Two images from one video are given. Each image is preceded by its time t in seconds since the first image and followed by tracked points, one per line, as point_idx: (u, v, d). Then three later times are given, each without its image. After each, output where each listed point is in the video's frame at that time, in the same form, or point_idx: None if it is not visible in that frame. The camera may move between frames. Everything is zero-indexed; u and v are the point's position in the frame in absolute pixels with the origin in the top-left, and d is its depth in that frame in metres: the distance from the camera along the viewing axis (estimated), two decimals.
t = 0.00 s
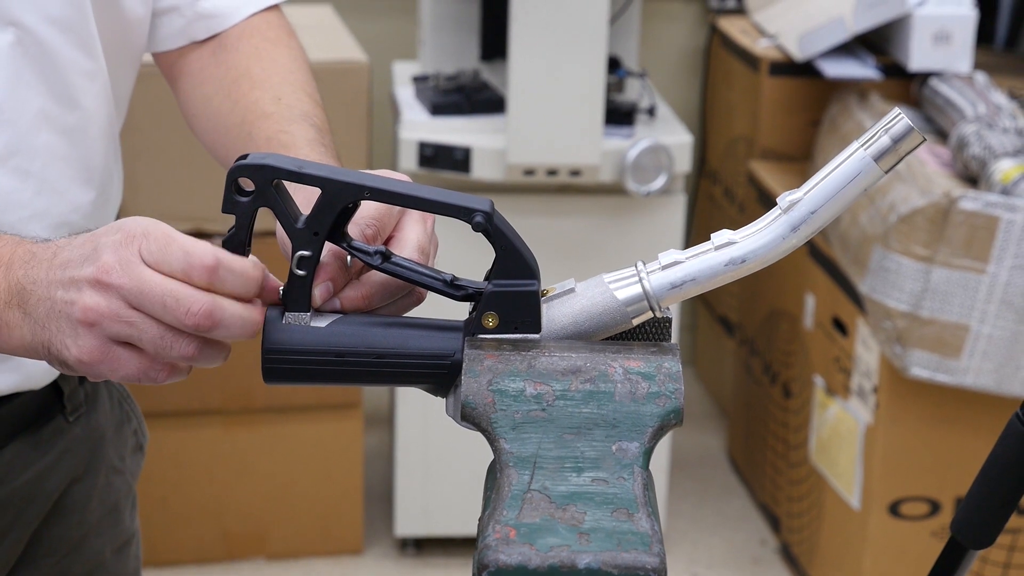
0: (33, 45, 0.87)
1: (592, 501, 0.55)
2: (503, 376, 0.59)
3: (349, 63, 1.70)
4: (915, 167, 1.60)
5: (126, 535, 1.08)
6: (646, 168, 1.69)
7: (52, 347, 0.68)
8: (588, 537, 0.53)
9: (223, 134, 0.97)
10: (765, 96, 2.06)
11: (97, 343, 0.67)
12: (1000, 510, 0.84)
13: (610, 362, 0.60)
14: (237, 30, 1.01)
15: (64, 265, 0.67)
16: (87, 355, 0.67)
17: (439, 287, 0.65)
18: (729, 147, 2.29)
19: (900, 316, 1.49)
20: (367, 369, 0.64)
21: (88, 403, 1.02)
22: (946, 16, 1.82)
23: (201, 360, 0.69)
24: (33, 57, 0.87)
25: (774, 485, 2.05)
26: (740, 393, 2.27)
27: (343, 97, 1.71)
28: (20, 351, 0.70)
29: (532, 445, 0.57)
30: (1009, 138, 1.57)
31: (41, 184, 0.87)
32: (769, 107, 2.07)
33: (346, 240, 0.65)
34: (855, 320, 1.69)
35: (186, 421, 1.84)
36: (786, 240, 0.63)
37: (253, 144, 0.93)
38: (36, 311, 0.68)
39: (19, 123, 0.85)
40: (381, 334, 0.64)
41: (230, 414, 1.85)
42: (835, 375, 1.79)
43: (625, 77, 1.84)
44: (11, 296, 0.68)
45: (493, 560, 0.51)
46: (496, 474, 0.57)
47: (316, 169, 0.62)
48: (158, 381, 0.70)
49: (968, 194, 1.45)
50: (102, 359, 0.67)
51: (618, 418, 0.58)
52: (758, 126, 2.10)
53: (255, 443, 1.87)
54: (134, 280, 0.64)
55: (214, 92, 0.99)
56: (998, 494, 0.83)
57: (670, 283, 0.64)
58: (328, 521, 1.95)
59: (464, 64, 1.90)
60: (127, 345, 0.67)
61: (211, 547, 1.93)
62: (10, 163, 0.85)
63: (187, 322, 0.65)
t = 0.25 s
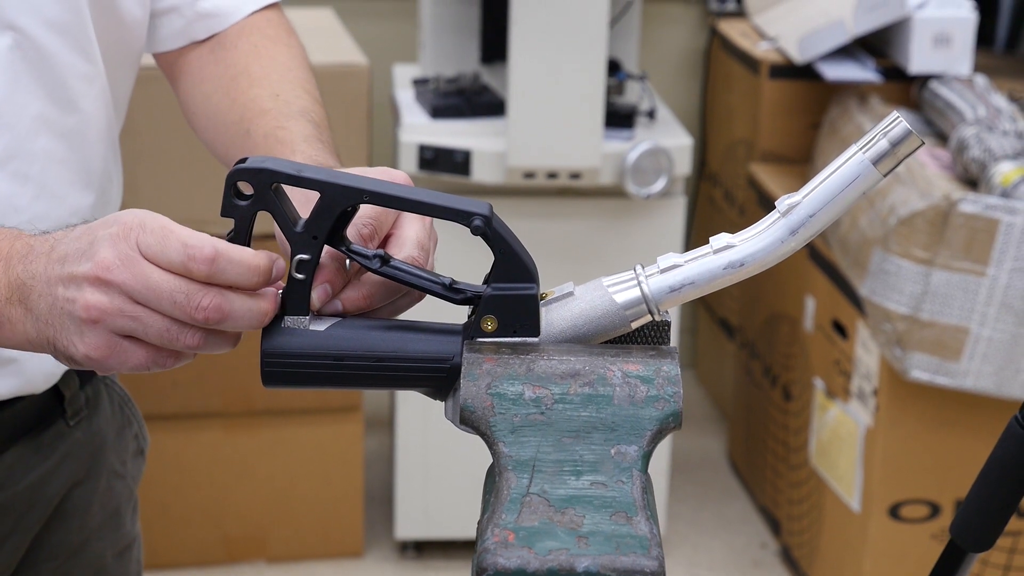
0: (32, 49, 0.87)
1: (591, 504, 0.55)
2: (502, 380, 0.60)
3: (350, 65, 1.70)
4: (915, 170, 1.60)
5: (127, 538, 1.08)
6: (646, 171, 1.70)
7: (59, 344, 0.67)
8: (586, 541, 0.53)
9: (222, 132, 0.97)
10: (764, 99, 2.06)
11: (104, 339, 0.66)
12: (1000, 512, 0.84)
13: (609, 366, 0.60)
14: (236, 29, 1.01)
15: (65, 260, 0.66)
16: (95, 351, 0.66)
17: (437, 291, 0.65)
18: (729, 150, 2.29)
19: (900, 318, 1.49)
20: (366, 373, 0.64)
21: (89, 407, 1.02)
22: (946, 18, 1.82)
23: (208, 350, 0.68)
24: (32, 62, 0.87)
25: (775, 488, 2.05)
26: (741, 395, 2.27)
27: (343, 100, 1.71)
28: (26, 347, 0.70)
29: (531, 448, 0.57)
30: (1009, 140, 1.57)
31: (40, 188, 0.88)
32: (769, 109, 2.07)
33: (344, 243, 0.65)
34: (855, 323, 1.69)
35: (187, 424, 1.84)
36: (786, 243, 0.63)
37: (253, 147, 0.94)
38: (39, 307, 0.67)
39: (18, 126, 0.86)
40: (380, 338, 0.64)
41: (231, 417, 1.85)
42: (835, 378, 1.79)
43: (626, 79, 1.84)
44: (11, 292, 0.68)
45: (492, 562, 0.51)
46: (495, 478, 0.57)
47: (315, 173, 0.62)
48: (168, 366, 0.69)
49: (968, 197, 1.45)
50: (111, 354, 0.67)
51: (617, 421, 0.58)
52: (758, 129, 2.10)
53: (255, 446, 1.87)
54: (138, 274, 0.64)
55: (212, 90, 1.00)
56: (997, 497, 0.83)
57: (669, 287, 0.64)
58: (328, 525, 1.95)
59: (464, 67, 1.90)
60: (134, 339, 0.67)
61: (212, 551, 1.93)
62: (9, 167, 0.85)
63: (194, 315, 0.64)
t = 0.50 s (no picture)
0: (25, 50, 0.87)
1: (591, 505, 0.55)
2: (501, 381, 0.59)
3: (350, 68, 1.71)
4: (914, 171, 1.61)
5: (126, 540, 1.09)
6: (646, 172, 1.68)
7: (60, 335, 0.68)
8: (586, 542, 0.53)
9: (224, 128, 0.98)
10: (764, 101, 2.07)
11: (103, 324, 0.67)
12: (1000, 514, 0.84)
13: (608, 367, 0.60)
14: (230, 30, 1.05)
15: (71, 251, 0.68)
16: (94, 337, 0.67)
17: (437, 292, 0.65)
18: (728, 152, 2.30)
19: (901, 320, 1.52)
20: (366, 374, 0.64)
21: (88, 411, 1.03)
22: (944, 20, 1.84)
23: (207, 341, 0.69)
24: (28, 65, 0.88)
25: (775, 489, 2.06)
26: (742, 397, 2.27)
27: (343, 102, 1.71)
28: (32, 348, 0.71)
29: (530, 450, 0.57)
30: (1007, 141, 1.57)
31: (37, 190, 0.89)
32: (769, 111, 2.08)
33: (343, 244, 0.65)
34: (856, 324, 1.70)
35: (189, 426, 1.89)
36: (784, 244, 0.63)
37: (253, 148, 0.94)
38: (44, 300, 0.68)
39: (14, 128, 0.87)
40: (379, 339, 0.64)
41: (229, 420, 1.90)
42: (836, 379, 1.80)
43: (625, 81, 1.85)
44: (18, 291, 0.70)
45: (491, 564, 0.51)
46: (494, 479, 0.57)
47: (313, 174, 0.62)
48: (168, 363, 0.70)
49: (967, 198, 1.45)
50: (108, 342, 0.67)
51: (616, 423, 0.58)
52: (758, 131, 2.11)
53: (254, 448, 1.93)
54: (134, 256, 0.64)
55: (210, 94, 1.02)
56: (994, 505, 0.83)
57: (667, 288, 0.64)
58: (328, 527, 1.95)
59: (464, 69, 1.90)
60: (133, 326, 0.67)
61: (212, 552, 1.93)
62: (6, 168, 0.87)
63: (192, 298, 0.65)
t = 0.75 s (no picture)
0: (22, 48, 0.90)
1: (587, 506, 0.54)
2: (498, 381, 0.59)
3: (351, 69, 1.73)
4: (912, 173, 1.65)
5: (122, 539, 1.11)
6: (646, 172, 1.69)
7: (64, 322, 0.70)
8: (582, 543, 0.52)
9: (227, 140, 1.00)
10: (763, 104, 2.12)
11: (108, 307, 0.69)
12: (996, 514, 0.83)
13: (605, 368, 0.60)
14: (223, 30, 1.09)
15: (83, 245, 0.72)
16: (97, 318, 0.69)
17: (435, 293, 0.65)
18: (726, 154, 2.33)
19: (899, 321, 1.60)
20: (363, 374, 0.64)
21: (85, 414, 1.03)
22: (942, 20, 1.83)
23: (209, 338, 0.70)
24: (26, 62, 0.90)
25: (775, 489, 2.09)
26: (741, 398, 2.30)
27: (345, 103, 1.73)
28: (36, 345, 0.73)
29: (527, 450, 0.57)
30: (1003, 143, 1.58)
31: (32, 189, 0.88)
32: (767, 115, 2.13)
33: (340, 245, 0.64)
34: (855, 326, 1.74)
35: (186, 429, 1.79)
36: (781, 245, 0.63)
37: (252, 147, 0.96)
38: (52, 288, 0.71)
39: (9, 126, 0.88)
40: (376, 340, 0.64)
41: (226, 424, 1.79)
42: (835, 381, 1.83)
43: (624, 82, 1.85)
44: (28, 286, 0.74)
45: (488, 565, 0.51)
46: (491, 480, 0.57)
47: (310, 174, 0.62)
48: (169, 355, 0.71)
49: (965, 200, 1.50)
50: (111, 323, 0.69)
51: (613, 423, 0.58)
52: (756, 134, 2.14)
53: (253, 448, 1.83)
54: (138, 236, 0.68)
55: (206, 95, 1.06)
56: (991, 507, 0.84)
57: (664, 289, 0.63)
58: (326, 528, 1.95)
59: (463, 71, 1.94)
60: (137, 312, 0.69)
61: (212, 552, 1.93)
62: None
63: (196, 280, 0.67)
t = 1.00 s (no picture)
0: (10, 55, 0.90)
1: (585, 511, 0.55)
2: (496, 386, 0.59)
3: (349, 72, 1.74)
4: (907, 176, 1.66)
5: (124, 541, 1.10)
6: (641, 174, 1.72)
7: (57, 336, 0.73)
8: (580, 548, 0.53)
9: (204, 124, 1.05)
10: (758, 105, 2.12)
11: (100, 321, 0.72)
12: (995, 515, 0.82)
13: (602, 372, 0.60)
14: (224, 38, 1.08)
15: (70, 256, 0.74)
16: (92, 332, 0.72)
17: (434, 297, 0.65)
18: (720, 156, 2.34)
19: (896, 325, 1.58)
20: (360, 379, 0.63)
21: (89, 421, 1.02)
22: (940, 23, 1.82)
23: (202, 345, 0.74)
24: (18, 60, 0.93)
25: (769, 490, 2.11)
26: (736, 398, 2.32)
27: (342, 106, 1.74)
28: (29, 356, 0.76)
29: (524, 455, 0.57)
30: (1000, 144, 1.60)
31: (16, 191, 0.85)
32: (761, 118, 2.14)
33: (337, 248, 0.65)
34: (848, 329, 1.76)
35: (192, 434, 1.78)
36: (779, 247, 0.62)
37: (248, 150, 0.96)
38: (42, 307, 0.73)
39: None
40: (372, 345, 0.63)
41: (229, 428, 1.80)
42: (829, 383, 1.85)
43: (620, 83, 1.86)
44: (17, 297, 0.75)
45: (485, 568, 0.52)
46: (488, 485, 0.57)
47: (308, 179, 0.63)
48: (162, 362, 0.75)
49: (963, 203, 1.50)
50: (105, 335, 0.72)
51: (610, 428, 0.58)
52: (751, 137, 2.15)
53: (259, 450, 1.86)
54: (130, 252, 0.70)
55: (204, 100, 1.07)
56: (992, 514, 0.82)
57: (662, 293, 0.62)
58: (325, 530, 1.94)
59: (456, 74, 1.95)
60: (126, 323, 0.72)
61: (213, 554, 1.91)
62: None
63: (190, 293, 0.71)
